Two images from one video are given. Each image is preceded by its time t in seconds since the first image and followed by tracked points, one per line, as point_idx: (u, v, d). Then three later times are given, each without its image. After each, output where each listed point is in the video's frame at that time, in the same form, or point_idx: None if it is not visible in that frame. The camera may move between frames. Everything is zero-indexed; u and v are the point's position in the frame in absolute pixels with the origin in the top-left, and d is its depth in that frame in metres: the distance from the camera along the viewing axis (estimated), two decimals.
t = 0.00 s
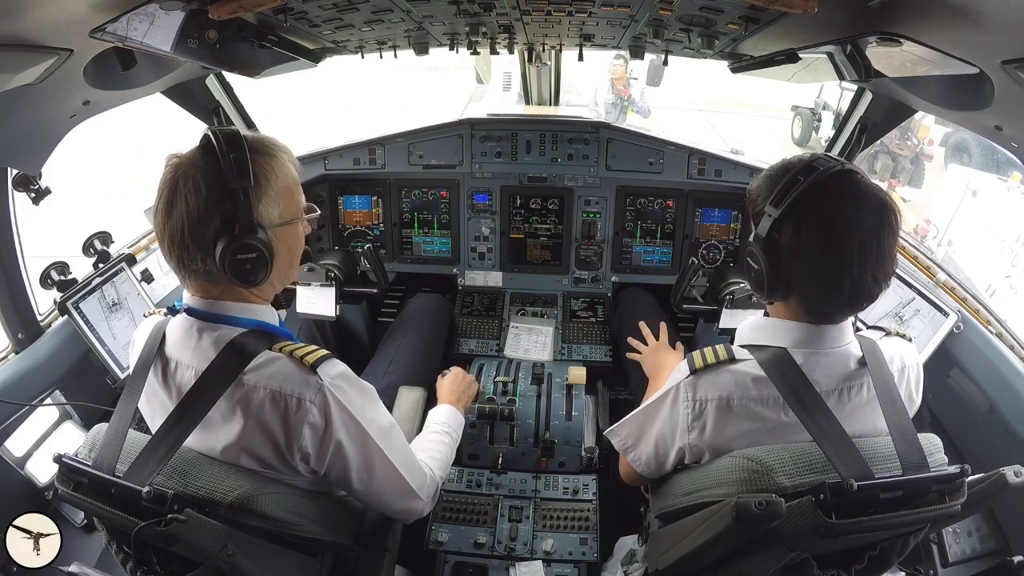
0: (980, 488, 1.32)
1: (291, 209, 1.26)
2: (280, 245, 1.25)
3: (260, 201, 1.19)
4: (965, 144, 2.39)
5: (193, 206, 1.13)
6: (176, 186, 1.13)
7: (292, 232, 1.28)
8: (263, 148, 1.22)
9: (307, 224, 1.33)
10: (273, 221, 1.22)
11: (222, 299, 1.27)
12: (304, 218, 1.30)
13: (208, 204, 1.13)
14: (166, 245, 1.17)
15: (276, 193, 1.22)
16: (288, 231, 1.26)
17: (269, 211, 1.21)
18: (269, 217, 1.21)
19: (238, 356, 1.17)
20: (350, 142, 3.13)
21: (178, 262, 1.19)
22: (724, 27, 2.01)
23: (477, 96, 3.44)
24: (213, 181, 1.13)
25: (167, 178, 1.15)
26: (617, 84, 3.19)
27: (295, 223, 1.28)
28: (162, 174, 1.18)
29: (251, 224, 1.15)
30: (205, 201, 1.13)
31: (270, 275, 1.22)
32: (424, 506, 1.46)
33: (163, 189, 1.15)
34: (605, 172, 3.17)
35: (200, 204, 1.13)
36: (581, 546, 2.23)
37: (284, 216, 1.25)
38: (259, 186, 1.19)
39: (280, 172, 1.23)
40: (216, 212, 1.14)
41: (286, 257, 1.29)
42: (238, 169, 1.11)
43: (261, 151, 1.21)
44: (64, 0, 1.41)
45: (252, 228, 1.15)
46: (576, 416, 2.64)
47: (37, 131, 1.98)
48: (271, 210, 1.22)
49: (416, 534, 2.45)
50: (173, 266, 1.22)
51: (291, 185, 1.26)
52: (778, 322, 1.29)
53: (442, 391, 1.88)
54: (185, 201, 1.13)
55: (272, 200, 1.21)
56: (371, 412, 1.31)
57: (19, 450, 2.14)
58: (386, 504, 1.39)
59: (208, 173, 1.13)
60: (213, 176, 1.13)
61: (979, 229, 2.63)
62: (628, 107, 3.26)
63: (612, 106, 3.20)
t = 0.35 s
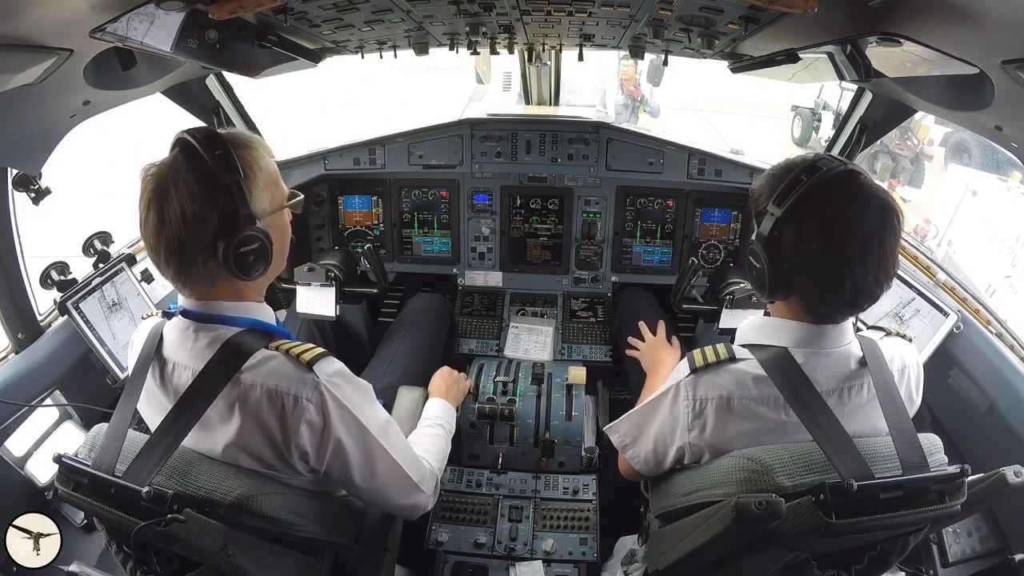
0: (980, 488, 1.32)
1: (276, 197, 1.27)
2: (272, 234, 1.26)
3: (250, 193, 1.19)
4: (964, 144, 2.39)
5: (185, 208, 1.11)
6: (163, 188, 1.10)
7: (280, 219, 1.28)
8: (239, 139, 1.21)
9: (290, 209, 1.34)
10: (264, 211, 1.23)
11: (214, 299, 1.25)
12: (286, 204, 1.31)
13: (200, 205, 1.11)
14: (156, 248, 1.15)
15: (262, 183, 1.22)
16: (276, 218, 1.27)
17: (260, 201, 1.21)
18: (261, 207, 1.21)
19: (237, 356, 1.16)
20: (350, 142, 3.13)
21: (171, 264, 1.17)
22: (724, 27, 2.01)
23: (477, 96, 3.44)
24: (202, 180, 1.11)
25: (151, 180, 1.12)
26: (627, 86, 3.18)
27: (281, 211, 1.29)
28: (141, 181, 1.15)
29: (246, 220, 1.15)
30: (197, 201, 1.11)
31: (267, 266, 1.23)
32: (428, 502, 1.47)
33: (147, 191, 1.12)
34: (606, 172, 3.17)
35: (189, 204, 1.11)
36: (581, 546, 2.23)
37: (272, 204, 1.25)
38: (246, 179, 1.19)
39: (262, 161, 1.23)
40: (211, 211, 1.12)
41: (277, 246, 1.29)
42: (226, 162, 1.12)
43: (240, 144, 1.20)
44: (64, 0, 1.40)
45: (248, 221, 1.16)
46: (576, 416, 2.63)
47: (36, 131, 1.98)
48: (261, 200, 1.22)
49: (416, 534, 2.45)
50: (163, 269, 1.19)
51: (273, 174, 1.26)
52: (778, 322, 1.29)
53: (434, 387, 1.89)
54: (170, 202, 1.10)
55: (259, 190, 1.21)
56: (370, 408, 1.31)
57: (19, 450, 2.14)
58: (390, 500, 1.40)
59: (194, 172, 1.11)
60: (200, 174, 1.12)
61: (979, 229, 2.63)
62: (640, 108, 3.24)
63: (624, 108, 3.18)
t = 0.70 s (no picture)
0: (980, 487, 1.32)
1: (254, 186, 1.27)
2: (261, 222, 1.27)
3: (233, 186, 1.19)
4: (965, 143, 2.39)
5: (173, 216, 1.10)
6: (144, 195, 1.09)
7: (264, 208, 1.29)
8: (209, 137, 1.21)
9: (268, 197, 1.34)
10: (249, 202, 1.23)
11: (210, 302, 1.24)
12: (264, 192, 1.30)
13: (187, 209, 1.11)
14: (140, 257, 1.13)
15: (240, 175, 1.22)
16: (259, 208, 1.27)
17: (242, 192, 1.21)
18: (245, 197, 1.21)
19: (237, 355, 1.16)
20: (350, 142, 3.13)
21: (158, 273, 1.15)
22: (724, 27, 2.01)
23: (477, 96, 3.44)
24: (185, 184, 1.11)
25: (128, 196, 1.10)
26: (636, 91, 3.16)
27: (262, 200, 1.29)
28: (115, 201, 1.12)
29: (237, 218, 1.15)
30: (184, 207, 1.11)
31: (263, 258, 1.24)
32: (429, 495, 1.48)
33: (124, 200, 1.10)
34: (606, 172, 3.17)
35: (172, 208, 1.10)
36: (581, 546, 2.23)
37: (253, 193, 1.25)
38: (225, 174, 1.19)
39: (232, 153, 1.22)
40: (201, 214, 1.12)
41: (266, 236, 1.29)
42: (203, 161, 1.12)
43: (210, 143, 1.20)
44: (64, 1, 1.41)
45: (241, 216, 1.16)
46: (576, 415, 2.64)
47: (36, 131, 1.98)
48: (243, 192, 1.22)
49: (416, 533, 2.46)
50: (150, 279, 1.17)
51: (247, 167, 1.26)
52: (779, 321, 1.29)
53: (432, 391, 1.90)
54: (150, 207, 1.09)
55: (238, 181, 1.21)
56: (370, 407, 1.31)
57: (19, 450, 2.14)
58: (391, 496, 1.40)
59: (174, 173, 1.11)
60: (180, 176, 1.11)
61: (979, 229, 2.63)
62: (651, 113, 3.22)
63: (634, 113, 3.17)
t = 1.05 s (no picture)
0: (980, 488, 1.31)
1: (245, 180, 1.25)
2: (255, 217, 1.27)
3: (222, 184, 1.18)
4: (965, 144, 2.39)
5: (165, 221, 1.10)
6: (134, 203, 1.09)
7: (257, 202, 1.28)
8: (196, 135, 1.19)
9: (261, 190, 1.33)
10: (241, 199, 1.22)
11: (210, 303, 1.24)
12: (256, 185, 1.29)
13: (179, 214, 1.11)
14: (137, 265, 1.14)
15: (230, 172, 1.21)
16: (252, 203, 1.26)
17: (233, 189, 1.20)
18: (236, 194, 1.21)
19: (237, 356, 1.16)
20: (350, 142, 3.13)
21: (158, 279, 1.16)
22: (724, 27, 2.01)
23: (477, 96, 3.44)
24: (174, 189, 1.11)
25: (119, 207, 1.10)
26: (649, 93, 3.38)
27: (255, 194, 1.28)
28: (108, 214, 1.13)
29: (230, 219, 1.15)
30: (176, 211, 1.11)
31: (261, 254, 1.24)
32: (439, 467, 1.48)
33: (115, 210, 1.11)
34: (606, 172, 3.17)
35: (164, 214, 1.10)
36: (581, 546, 2.23)
37: (244, 189, 1.24)
38: (213, 173, 1.18)
39: (219, 151, 1.20)
40: (194, 217, 1.12)
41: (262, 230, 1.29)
42: (190, 165, 1.12)
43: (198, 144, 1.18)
44: (64, 1, 1.40)
45: (233, 213, 1.16)
46: (576, 415, 2.64)
47: (36, 131, 1.98)
48: (235, 189, 1.21)
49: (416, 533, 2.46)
50: (150, 286, 1.18)
51: (237, 163, 1.25)
52: (780, 322, 1.29)
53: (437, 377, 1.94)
54: (141, 214, 1.09)
55: (227, 177, 1.20)
56: (373, 396, 1.32)
57: (19, 450, 2.14)
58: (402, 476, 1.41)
59: (163, 178, 1.11)
60: (168, 181, 1.11)
61: (980, 229, 2.63)
62: (662, 112, 3.45)
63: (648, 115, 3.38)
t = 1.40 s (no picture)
0: (980, 487, 1.31)
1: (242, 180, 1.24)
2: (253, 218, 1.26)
3: (218, 187, 1.17)
4: (965, 144, 2.39)
5: (161, 227, 1.10)
6: (130, 209, 1.09)
7: (255, 202, 1.27)
8: (193, 137, 1.18)
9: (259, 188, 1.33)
10: (238, 201, 1.22)
11: (209, 304, 1.24)
12: (255, 183, 1.28)
13: (175, 218, 1.11)
14: (137, 270, 1.15)
15: (227, 173, 1.20)
16: (250, 203, 1.26)
17: (230, 191, 1.20)
18: (233, 197, 1.20)
19: (237, 356, 1.17)
20: (350, 142, 3.13)
21: (158, 284, 1.17)
22: (724, 27, 2.01)
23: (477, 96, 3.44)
24: (169, 194, 1.11)
25: (117, 212, 1.11)
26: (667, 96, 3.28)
27: (253, 194, 1.27)
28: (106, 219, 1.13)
29: (225, 225, 1.14)
30: (172, 217, 1.11)
31: (259, 254, 1.24)
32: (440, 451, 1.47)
33: (113, 215, 1.12)
34: (606, 172, 3.17)
35: (159, 221, 1.10)
36: (581, 546, 2.23)
37: (241, 189, 1.23)
38: (209, 176, 1.17)
39: (215, 153, 1.20)
40: (190, 222, 1.12)
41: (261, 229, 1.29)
42: (183, 169, 1.11)
43: (194, 146, 1.18)
44: (64, 1, 1.41)
45: (228, 218, 1.15)
46: (576, 415, 2.64)
47: (36, 131, 1.98)
48: (231, 191, 1.20)
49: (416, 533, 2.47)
50: (151, 290, 1.19)
51: (233, 162, 1.24)
52: (779, 323, 1.30)
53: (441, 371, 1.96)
54: (137, 221, 1.09)
55: (223, 180, 1.19)
56: (374, 391, 1.32)
57: (19, 450, 2.14)
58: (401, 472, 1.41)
59: (158, 183, 1.11)
60: (164, 185, 1.11)
61: (980, 229, 2.63)
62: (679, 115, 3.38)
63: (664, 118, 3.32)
